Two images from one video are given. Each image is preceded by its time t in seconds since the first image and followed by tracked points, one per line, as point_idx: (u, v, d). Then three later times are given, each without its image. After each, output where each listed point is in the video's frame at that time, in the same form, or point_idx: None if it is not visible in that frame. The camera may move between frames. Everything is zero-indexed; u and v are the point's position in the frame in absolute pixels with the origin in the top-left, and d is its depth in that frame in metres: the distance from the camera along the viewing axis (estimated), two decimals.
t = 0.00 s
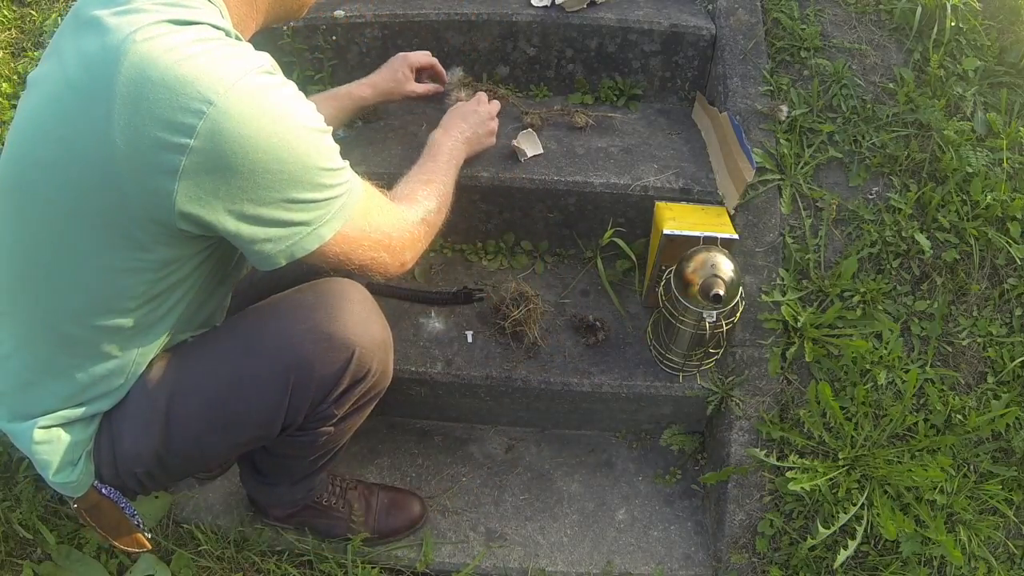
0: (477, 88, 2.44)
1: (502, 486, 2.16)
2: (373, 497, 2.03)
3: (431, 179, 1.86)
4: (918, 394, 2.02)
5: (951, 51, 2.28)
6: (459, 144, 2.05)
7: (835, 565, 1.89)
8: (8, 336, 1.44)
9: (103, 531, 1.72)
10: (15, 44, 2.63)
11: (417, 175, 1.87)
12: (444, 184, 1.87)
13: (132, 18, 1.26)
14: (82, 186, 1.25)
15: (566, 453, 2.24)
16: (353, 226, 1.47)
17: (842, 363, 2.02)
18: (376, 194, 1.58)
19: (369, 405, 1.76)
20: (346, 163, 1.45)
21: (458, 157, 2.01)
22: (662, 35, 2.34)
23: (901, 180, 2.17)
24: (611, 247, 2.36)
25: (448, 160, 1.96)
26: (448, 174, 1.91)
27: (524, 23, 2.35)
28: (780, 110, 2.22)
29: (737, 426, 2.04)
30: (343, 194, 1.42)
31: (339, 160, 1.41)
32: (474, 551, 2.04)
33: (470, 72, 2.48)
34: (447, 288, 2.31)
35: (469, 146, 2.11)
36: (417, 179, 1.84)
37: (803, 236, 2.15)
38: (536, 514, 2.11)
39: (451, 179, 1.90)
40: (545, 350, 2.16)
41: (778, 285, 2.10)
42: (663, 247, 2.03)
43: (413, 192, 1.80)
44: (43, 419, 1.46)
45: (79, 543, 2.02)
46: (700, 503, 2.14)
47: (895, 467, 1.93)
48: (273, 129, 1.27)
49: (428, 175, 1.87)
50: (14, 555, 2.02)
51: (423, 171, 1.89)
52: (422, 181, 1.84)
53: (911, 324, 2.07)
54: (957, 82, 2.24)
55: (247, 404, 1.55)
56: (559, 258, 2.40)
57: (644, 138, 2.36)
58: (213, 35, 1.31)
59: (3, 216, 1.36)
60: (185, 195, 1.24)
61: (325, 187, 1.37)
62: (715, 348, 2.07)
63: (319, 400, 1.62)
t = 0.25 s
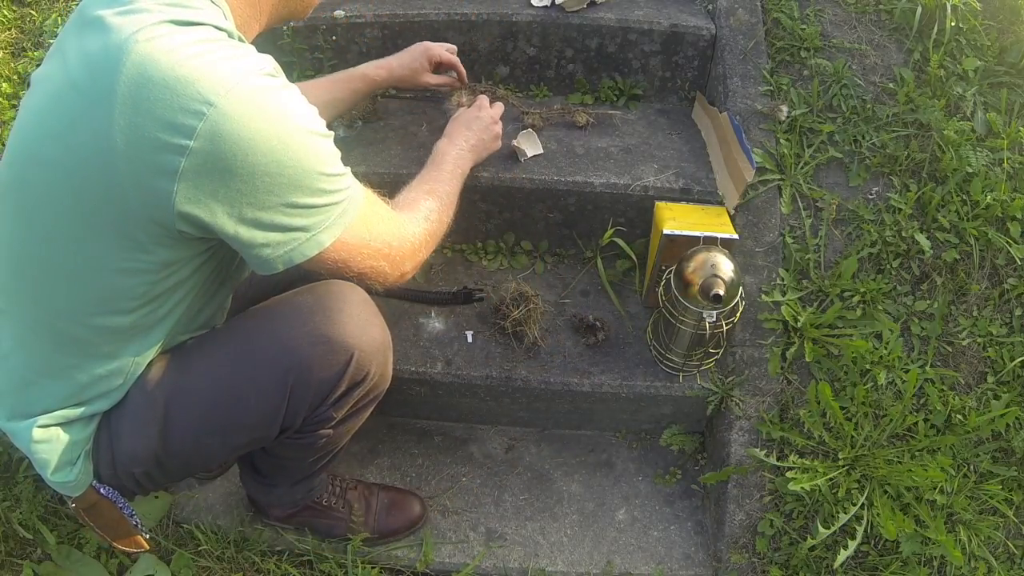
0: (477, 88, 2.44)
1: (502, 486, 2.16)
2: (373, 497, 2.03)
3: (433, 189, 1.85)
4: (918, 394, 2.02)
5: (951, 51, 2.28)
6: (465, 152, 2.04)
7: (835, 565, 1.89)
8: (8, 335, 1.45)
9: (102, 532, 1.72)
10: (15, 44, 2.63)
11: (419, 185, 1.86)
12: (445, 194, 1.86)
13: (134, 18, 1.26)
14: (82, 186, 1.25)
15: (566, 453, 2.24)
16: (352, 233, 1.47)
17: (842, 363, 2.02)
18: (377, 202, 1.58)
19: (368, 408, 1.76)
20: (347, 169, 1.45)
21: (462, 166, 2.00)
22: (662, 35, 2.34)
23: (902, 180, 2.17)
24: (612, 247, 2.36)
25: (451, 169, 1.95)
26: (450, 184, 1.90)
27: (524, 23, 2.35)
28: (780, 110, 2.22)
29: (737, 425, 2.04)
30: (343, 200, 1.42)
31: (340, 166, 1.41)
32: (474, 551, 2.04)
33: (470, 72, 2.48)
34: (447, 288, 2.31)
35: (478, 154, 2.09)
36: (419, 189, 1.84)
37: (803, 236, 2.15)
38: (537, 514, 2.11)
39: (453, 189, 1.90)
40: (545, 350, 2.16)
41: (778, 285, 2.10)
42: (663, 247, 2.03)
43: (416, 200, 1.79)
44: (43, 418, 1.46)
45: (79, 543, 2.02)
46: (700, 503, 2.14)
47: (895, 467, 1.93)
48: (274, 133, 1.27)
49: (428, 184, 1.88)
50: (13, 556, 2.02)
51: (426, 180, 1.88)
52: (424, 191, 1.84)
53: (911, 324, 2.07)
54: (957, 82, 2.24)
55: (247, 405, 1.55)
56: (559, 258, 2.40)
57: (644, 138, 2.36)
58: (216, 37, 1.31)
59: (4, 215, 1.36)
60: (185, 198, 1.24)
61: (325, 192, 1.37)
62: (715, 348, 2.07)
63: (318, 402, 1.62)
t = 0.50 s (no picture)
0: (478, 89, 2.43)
1: (502, 486, 2.16)
2: (373, 497, 2.03)
3: (433, 194, 1.85)
4: (918, 394, 2.02)
5: (951, 51, 2.28)
6: (465, 157, 2.05)
7: (835, 565, 1.89)
8: (9, 335, 1.45)
9: (101, 532, 1.70)
10: (15, 44, 2.63)
11: (418, 189, 1.86)
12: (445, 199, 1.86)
13: (137, 20, 1.26)
14: (84, 187, 1.25)
15: (566, 453, 2.24)
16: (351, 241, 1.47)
17: (842, 363, 2.02)
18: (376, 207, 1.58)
19: (368, 408, 1.76)
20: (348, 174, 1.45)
21: (462, 171, 2.00)
22: (662, 35, 2.34)
23: (902, 180, 2.17)
24: (612, 247, 2.36)
25: (450, 174, 1.95)
26: (450, 189, 1.90)
27: (524, 23, 2.35)
28: (780, 110, 2.23)
29: (737, 426, 2.04)
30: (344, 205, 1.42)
31: (342, 171, 1.41)
32: (474, 551, 2.04)
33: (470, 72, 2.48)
34: (447, 288, 2.31)
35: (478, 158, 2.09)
36: (419, 193, 1.84)
37: (803, 236, 2.15)
38: (536, 514, 2.11)
39: (453, 194, 1.90)
40: (545, 350, 2.16)
41: (778, 285, 2.10)
42: (663, 247, 2.03)
43: (416, 204, 1.80)
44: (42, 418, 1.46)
45: (79, 543, 2.02)
46: (700, 503, 2.14)
47: (895, 467, 1.93)
48: (276, 138, 1.27)
49: (428, 188, 1.88)
50: (13, 556, 2.02)
51: (425, 185, 1.88)
52: (424, 195, 1.83)
53: (911, 324, 2.07)
54: (957, 82, 2.24)
55: (246, 405, 1.55)
56: (559, 258, 2.40)
57: (644, 138, 2.36)
58: (219, 40, 1.31)
59: (6, 214, 1.36)
60: (186, 201, 1.24)
61: (326, 197, 1.37)
62: (715, 348, 2.07)
63: (317, 402, 1.62)
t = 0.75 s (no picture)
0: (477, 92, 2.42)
1: (502, 486, 2.16)
2: (373, 497, 2.03)
3: (433, 197, 1.85)
4: (918, 394, 2.02)
5: (951, 51, 2.28)
6: (465, 160, 2.05)
7: (835, 565, 1.89)
8: (10, 333, 1.45)
9: (101, 531, 1.70)
10: (15, 44, 2.63)
11: (419, 192, 1.86)
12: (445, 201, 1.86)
13: (140, 19, 1.26)
14: (85, 186, 1.25)
15: (565, 453, 2.24)
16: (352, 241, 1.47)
17: (842, 363, 2.02)
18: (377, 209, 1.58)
19: (368, 407, 1.76)
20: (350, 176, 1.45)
21: (462, 174, 2.01)
22: (662, 35, 2.34)
23: (902, 180, 2.17)
24: (611, 247, 2.36)
25: (451, 177, 1.96)
26: (450, 193, 1.91)
27: (524, 23, 2.35)
28: (780, 110, 2.22)
29: (737, 426, 2.04)
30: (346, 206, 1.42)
31: (343, 173, 1.41)
32: (474, 551, 2.04)
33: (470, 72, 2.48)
34: (447, 288, 2.31)
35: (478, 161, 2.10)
36: (419, 196, 1.84)
37: (803, 236, 2.15)
38: (536, 514, 2.11)
39: (453, 197, 1.90)
40: (545, 351, 2.16)
41: (778, 285, 2.10)
42: (663, 247, 2.03)
43: (418, 207, 1.80)
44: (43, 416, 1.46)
45: (79, 543, 2.02)
46: (700, 503, 2.14)
47: (895, 467, 1.93)
48: (278, 139, 1.27)
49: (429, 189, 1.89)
50: (14, 555, 2.02)
51: (425, 188, 1.88)
52: (424, 198, 1.84)
53: (911, 324, 2.07)
54: (957, 82, 2.24)
55: (246, 404, 1.55)
56: (559, 258, 2.40)
57: (644, 138, 2.36)
58: (222, 41, 1.31)
59: (8, 213, 1.36)
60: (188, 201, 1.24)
61: (328, 198, 1.37)
62: (715, 348, 2.07)
63: (317, 400, 1.62)
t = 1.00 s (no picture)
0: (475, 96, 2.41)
1: (502, 486, 2.16)
2: (372, 497, 2.03)
3: (434, 197, 1.85)
4: (918, 394, 2.02)
5: (951, 51, 2.28)
6: (468, 159, 2.05)
7: (835, 565, 1.89)
8: (9, 332, 1.45)
9: (101, 532, 1.70)
10: (15, 44, 2.63)
11: (420, 192, 1.86)
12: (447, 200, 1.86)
13: (138, 19, 1.26)
14: (83, 186, 1.25)
15: (565, 453, 2.24)
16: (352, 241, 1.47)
17: (842, 363, 2.02)
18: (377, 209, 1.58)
19: (366, 406, 1.76)
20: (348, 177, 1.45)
21: (466, 172, 2.01)
22: (662, 35, 2.34)
23: (902, 180, 2.17)
24: (612, 247, 2.36)
25: (453, 177, 1.96)
26: (452, 192, 1.90)
27: (524, 23, 2.35)
28: (780, 110, 2.23)
29: (737, 426, 2.04)
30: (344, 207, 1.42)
31: (342, 174, 1.41)
32: (474, 551, 2.04)
33: (470, 72, 2.48)
34: (447, 288, 2.31)
35: (481, 160, 2.10)
36: (420, 196, 1.84)
37: (803, 236, 2.15)
38: (536, 514, 2.11)
39: (454, 197, 1.89)
40: (545, 351, 2.16)
41: (778, 285, 2.10)
42: (663, 247, 2.03)
43: (420, 206, 1.80)
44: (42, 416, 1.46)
45: (79, 543, 2.02)
46: (700, 503, 2.14)
47: (895, 467, 1.93)
48: (275, 139, 1.27)
49: (430, 189, 1.89)
50: (13, 556, 2.02)
51: (426, 188, 1.88)
52: (425, 198, 1.84)
53: (911, 324, 2.07)
54: (957, 82, 2.24)
55: (243, 404, 1.55)
56: (559, 258, 2.40)
57: (644, 138, 2.36)
58: (219, 41, 1.31)
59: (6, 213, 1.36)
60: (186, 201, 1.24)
61: (326, 198, 1.37)
62: (715, 348, 2.07)
63: (315, 400, 1.62)
